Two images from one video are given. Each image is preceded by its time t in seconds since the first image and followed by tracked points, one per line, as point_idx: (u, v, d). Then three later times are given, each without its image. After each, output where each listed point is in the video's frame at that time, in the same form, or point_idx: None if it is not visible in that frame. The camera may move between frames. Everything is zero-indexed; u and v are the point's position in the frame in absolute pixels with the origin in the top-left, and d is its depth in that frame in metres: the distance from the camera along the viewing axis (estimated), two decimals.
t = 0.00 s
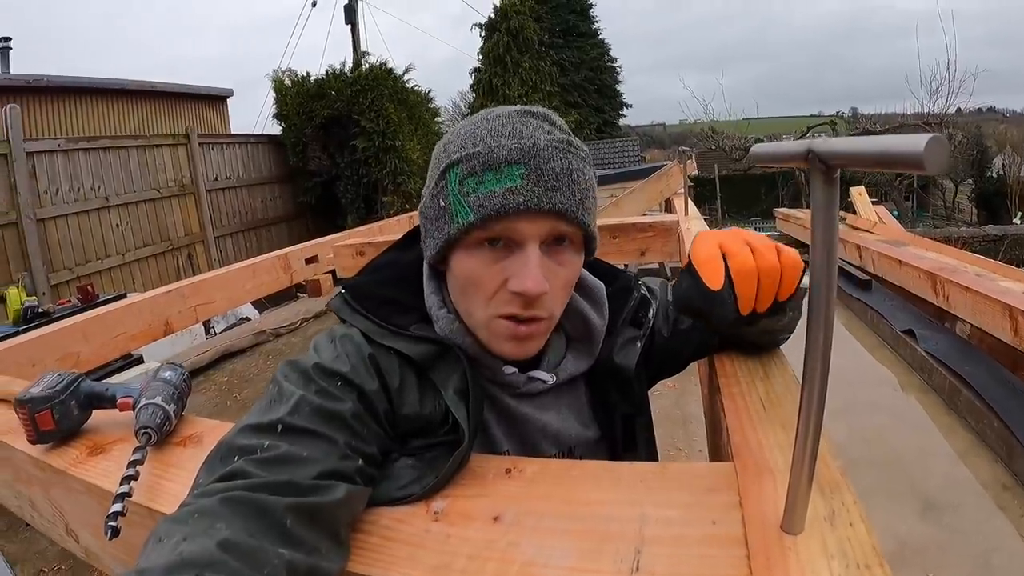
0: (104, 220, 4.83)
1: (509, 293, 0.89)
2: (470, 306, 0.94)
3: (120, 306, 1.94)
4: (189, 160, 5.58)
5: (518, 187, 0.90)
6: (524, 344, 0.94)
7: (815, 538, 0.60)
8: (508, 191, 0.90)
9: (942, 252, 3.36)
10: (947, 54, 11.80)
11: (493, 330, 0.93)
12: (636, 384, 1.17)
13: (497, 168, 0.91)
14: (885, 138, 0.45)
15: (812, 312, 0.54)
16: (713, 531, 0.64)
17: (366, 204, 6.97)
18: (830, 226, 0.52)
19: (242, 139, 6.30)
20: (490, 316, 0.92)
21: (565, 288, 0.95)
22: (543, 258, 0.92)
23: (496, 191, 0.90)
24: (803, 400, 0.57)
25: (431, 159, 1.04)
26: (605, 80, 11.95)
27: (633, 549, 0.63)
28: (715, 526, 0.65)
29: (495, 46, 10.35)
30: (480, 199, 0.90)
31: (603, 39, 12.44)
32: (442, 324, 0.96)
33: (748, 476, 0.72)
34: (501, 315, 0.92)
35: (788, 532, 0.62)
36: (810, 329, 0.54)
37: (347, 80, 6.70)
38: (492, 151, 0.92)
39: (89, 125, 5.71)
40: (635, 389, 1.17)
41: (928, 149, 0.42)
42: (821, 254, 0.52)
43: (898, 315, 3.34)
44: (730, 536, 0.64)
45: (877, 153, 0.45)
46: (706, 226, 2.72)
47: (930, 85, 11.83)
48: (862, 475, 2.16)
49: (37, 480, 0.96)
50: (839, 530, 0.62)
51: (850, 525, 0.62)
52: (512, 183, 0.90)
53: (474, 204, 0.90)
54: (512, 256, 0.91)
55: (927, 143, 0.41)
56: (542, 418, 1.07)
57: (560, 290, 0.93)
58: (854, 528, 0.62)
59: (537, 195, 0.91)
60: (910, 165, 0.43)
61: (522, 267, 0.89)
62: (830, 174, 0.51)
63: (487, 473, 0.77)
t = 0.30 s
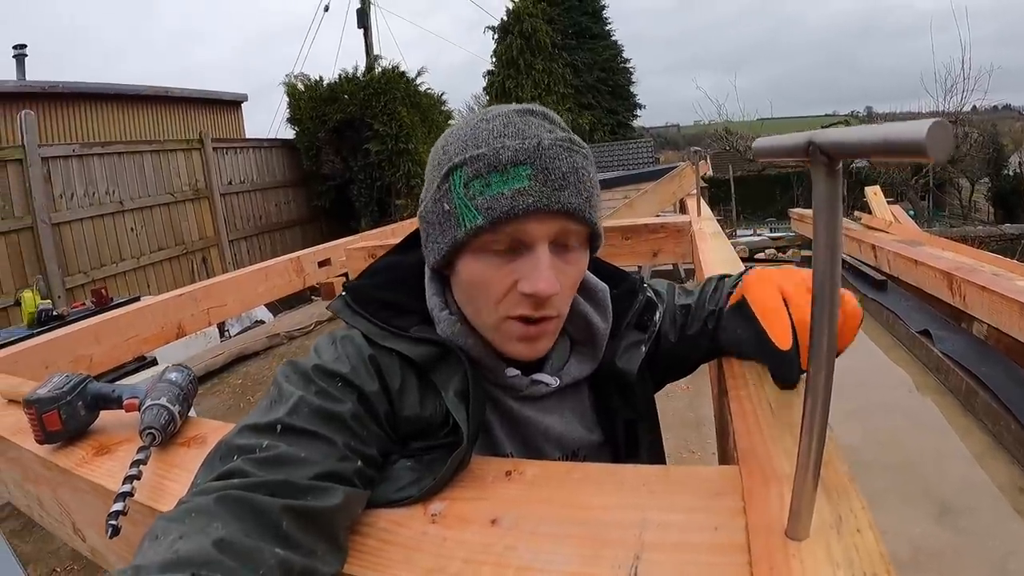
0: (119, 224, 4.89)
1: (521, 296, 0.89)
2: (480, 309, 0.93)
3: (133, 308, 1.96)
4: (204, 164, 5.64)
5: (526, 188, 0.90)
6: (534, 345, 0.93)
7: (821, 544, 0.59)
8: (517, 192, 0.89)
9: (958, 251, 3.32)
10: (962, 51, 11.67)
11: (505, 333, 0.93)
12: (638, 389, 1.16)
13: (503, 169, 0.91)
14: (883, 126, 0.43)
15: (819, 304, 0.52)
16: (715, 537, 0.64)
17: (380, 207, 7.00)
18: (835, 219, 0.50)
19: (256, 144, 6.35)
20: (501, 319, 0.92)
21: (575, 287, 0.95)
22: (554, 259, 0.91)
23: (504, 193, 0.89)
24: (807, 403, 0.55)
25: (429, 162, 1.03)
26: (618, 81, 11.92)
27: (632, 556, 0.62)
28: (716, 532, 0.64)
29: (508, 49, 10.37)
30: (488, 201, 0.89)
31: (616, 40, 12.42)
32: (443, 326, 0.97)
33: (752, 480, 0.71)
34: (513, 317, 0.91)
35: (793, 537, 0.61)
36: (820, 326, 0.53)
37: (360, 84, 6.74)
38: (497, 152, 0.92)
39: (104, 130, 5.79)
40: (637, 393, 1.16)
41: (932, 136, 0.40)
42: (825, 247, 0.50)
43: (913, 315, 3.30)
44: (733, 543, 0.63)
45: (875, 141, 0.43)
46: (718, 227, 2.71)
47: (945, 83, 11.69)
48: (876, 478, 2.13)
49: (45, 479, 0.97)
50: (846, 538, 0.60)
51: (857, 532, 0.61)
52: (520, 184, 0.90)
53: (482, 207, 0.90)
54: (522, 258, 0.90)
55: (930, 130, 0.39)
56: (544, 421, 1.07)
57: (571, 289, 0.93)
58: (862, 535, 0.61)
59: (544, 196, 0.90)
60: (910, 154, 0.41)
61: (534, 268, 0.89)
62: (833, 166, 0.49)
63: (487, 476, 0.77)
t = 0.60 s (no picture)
0: (129, 233, 4.93)
1: (526, 299, 0.89)
2: (482, 312, 0.94)
3: (142, 315, 1.97)
4: (213, 173, 5.68)
5: (529, 191, 0.90)
6: (538, 346, 0.94)
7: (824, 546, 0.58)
8: (519, 195, 0.89)
9: (968, 253, 3.29)
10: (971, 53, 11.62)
11: (509, 336, 0.93)
12: (639, 394, 1.17)
13: (505, 172, 0.91)
14: (876, 109, 0.43)
15: (815, 303, 0.51)
16: (718, 536, 0.62)
17: (389, 216, 7.03)
18: (830, 215, 0.49)
19: (265, 153, 6.40)
20: (505, 322, 0.92)
21: (578, 288, 0.95)
22: (557, 261, 0.92)
23: (507, 196, 0.89)
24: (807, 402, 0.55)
25: (427, 167, 1.03)
26: (626, 87, 11.94)
27: (630, 554, 0.61)
28: (718, 531, 0.63)
29: (516, 57, 10.42)
30: (490, 205, 0.90)
31: (623, 47, 12.45)
32: (446, 327, 0.97)
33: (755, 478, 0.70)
34: (517, 320, 0.92)
35: (794, 537, 0.60)
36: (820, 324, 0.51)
37: (368, 93, 6.79)
38: (498, 155, 0.92)
39: (114, 140, 5.85)
40: (638, 397, 1.16)
41: (922, 118, 0.40)
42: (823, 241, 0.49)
43: (923, 318, 3.28)
44: (736, 541, 0.61)
45: (868, 127, 0.43)
46: (726, 231, 2.70)
47: (953, 85, 11.64)
48: (887, 482, 2.11)
49: (51, 481, 0.98)
50: (848, 538, 0.59)
51: (861, 532, 0.60)
52: (522, 187, 0.90)
53: (485, 211, 0.90)
54: (526, 260, 0.90)
55: (921, 110, 0.39)
56: (547, 423, 1.06)
57: (574, 290, 0.94)
58: (865, 535, 0.59)
59: (547, 198, 0.91)
60: (902, 137, 0.40)
61: (538, 270, 0.89)
62: (826, 156, 0.48)
63: (487, 476, 0.77)
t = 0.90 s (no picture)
0: (138, 238, 4.97)
1: (514, 296, 0.89)
2: (476, 311, 0.94)
3: (151, 319, 1.98)
4: (223, 180, 5.72)
5: (521, 189, 0.90)
6: (531, 347, 0.93)
7: (829, 548, 0.57)
8: (511, 193, 0.90)
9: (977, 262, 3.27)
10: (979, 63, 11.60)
11: (501, 335, 0.93)
12: (645, 399, 1.15)
13: (500, 171, 0.92)
14: (879, 109, 0.43)
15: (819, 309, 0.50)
16: (722, 540, 0.61)
17: (398, 223, 7.05)
18: (835, 218, 0.48)
19: (275, 160, 6.43)
20: (497, 320, 0.93)
21: (572, 290, 0.95)
22: (549, 260, 0.91)
23: (499, 193, 0.90)
24: (814, 402, 0.53)
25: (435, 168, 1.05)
26: (634, 97, 11.97)
27: (634, 558, 0.59)
28: (722, 535, 0.61)
29: (525, 66, 10.47)
30: (482, 201, 0.91)
31: (631, 56, 12.48)
32: (449, 330, 0.97)
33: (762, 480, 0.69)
34: (508, 318, 0.92)
35: (800, 542, 0.58)
36: (821, 327, 0.51)
37: (377, 101, 6.84)
38: (494, 154, 0.93)
39: (125, 146, 5.90)
40: (643, 403, 1.15)
41: (922, 116, 0.39)
42: (826, 243, 0.48)
43: (932, 327, 3.26)
44: (740, 545, 0.60)
45: (872, 126, 0.42)
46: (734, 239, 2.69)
47: (961, 94, 11.62)
48: (894, 492, 2.09)
49: (57, 480, 0.99)
50: (854, 541, 0.58)
51: (867, 535, 0.58)
52: (515, 184, 0.90)
53: (477, 207, 0.91)
54: (518, 259, 0.91)
55: (920, 109, 0.39)
56: (551, 428, 1.06)
57: (568, 292, 0.93)
58: (871, 538, 0.58)
59: (539, 197, 0.91)
60: (904, 134, 0.40)
61: (528, 269, 0.89)
62: (829, 156, 0.48)
63: (490, 480, 0.76)
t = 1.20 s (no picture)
0: (146, 238, 5.00)
1: (510, 307, 0.89)
2: (473, 319, 0.94)
3: (157, 319, 1.99)
4: (231, 181, 5.75)
5: (521, 200, 0.90)
6: (526, 358, 0.93)
7: (831, 558, 0.56)
8: (510, 204, 0.90)
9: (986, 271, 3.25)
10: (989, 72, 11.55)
11: (496, 344, 0.93)
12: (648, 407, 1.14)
13: (500, 180, 0.92)
14: (885, 113, 0.42)
15: (822, 314, 0.50)
16: (724, 547, 0.60)
17: (405, 227, 7.05)
18: (839, 224, 0.48)
19: (283, 162, 6.46)
20: (492, 329, 0.93)
21: (572, 302, 0.94)
22: (547, 272, 0.91)
23: (498, 203, 0.90)
24: (817, 408, 0.53)
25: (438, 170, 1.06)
26: (643, 103, 11.96)
27: (634, 564, 0.59)
28: (723, 543, 0.61)
29: (534, 71, 10.48)
30: (482, 211, 0.91)
31: (640, 62, 12.49)
32: (448, 334, 0.98)
33: (764, 486, 0.68)
34: (504, 328, 0.92)
35: (802, 551, 0.58)
36: (825, 333, 0.50)
37: (386, 105, 6.86)
38: (496, 162, 0.93)
39: (134, 147, 5.94)
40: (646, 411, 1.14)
41: (927, 119, 0.39)
42: (829, 248, 0.48)
43: (940, 336, 3.24)
44: (740, 552, 0.59)
45: (877, 129, 0.42)
46: (741, 245, 2.69)
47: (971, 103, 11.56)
48: (899, 501, 2.08)
49: (60, 477, 0.99)
50: (858, 552, 0.57)
51: (869, 546, 0.58)
52: (514, 195, 0.91)
53: (476, 216, 0.92)
54: (516, 269, 0.91)
55: (925, 111, 0.39)
56: (551, 434, 1.06)
57: (566, 304, 0.93)
58: (874, 549, 0.57)
59: (539, 209, 0.91)
60: (909, 136, 0.40)
61: (524, 280, 0.89)
62: (834, 160, 0.48)
63: (492, 484, 0.76)
